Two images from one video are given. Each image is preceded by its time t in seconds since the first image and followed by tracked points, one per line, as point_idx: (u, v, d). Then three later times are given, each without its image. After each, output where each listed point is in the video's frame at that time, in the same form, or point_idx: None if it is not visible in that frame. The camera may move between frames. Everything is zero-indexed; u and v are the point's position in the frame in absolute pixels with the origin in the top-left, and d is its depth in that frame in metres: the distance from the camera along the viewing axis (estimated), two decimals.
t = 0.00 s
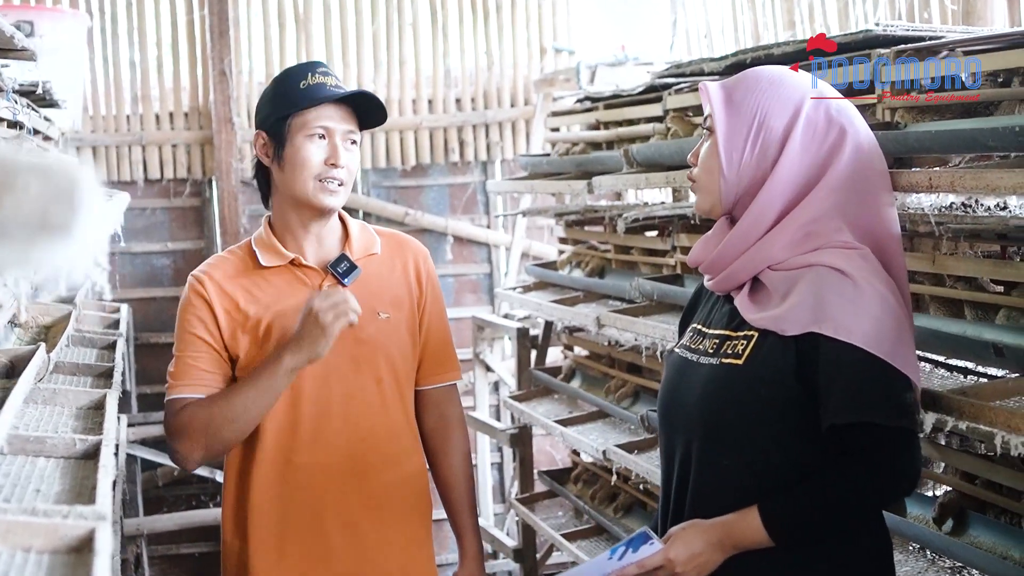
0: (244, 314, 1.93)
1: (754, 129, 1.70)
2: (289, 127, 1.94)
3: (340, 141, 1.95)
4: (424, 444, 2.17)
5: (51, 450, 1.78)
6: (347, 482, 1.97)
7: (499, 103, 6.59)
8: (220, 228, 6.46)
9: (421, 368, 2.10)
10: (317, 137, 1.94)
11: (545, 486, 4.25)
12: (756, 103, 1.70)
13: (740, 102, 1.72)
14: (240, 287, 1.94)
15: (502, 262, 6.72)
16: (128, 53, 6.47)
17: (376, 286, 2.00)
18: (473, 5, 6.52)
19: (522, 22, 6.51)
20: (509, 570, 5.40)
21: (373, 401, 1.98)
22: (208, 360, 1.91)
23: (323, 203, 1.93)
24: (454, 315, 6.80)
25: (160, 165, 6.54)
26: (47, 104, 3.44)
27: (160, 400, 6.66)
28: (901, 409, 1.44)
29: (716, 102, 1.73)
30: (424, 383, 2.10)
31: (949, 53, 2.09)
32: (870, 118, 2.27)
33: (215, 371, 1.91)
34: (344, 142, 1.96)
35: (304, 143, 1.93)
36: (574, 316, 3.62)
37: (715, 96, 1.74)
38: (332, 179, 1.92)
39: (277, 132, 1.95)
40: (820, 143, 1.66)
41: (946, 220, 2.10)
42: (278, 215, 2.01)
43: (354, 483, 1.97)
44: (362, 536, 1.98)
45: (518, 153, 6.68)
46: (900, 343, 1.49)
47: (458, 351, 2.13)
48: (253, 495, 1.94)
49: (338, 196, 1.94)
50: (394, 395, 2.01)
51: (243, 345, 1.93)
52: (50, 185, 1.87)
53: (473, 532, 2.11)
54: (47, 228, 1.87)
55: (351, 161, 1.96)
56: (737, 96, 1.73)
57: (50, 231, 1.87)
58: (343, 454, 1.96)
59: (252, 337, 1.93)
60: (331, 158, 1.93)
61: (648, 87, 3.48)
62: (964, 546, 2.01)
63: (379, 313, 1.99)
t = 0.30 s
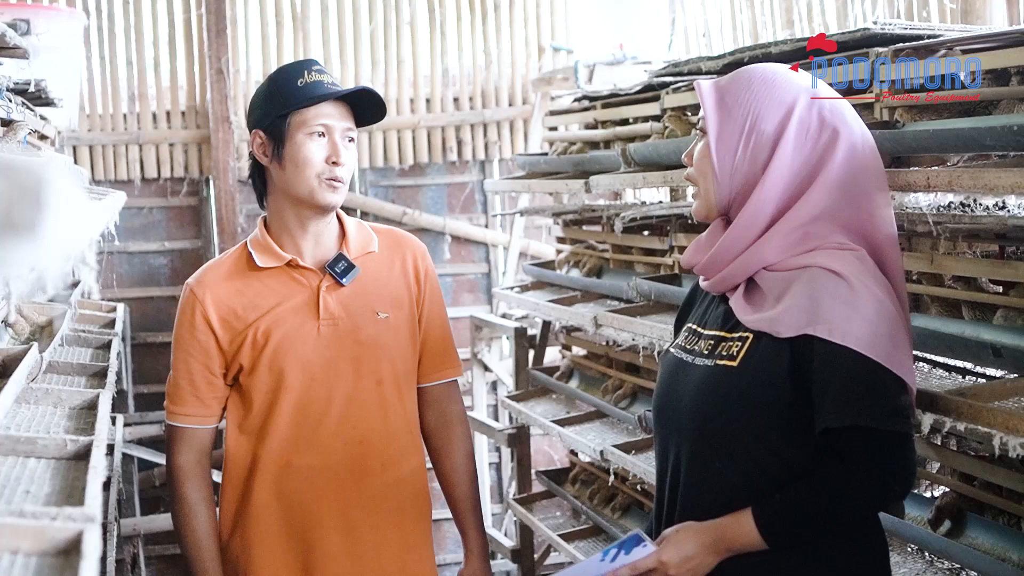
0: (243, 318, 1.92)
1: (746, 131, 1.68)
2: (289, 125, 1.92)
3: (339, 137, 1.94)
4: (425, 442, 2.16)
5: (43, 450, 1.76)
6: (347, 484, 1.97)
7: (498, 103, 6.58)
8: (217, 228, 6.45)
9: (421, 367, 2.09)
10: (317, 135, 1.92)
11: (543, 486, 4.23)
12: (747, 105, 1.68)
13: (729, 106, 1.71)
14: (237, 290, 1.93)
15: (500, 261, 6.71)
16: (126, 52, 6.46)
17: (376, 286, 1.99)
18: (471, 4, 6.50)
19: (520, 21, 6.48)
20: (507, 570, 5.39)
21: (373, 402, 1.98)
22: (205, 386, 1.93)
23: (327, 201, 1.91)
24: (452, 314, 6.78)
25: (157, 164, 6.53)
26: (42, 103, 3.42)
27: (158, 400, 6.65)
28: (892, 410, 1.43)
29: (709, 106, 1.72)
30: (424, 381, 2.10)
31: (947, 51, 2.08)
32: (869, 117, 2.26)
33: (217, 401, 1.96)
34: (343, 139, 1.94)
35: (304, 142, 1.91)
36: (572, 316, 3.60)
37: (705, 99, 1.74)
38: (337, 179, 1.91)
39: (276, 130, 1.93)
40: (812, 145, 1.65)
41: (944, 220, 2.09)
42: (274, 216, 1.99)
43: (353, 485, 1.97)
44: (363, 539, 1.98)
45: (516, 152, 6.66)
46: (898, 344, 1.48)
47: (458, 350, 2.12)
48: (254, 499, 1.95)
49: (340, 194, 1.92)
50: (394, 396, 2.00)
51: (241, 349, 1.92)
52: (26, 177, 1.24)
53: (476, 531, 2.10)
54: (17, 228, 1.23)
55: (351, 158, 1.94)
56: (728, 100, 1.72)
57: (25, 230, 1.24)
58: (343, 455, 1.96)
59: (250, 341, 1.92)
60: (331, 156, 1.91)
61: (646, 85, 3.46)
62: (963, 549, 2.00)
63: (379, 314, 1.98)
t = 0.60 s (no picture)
0: (237, 321, 1.92)
1: (750, 132, 1.67)
2: (270, 127, 1.92)
3: (322, 135, 1.91)
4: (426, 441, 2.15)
5: (40, 452, 1.75)
6: (342, 486, 1.96)
7: (499, 102, 6.56)
8: (217, 227, 6.44)
9: (420, 366, 2.07)
10: (300, 134, 1.90)
11: (544, 486, 4.22)
12: (752, 104, 1.67)
13: (734, 104, 1.69)
14: (232, 293, 1.92)
15: (501, 261, 6.69)
16: (126, 50, 6.45)
17: (372, 287, 1.97)
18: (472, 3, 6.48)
19: (522, 19, 6.47)
20: (508, 571, 5.38)
21: (368, 404, 1.97)
22: (202, 394, 1.96)
23: (314, 202, 1.89)
24: (453, 314, 6.77)
25: (157, 163, 6.52)
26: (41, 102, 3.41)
27: (159, 400, 6.64)
28: (895, 413, 1.41)
29: (711, 107, 1.71)
30: (427, 380, 2.08)
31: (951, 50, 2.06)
32: (872, 117, 2.25)
33: (207, 403, 1.97)
34: (327, 136, 1.92)
35: (286, 143, 1.90)
36: (573, 316, 3.59)
37: (708, 98, 1.72)
38: (320, 176, 1.89)
39: (260, 133, 1.93)
40: (817, 145, 1.63)
41: (948, 219, 2.07)
42: (271, 218, 1.98)
43: (348, 488, 1.97)
44: (360, 541, 1.98)
45: (517, 151, 6.65)
46: (901, 346, 1.46)
47: (459, 349, 2.10)
48: (250, 501, 1.95)
49: (327, 193, 1.90)
50: (391, 397, 1.98)
51: (236, 352, 1.92)
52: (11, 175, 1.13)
53: (476, 533, 2.08)
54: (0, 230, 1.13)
55: (337, 155, 1.92)
56: (730, 100, 1.70)
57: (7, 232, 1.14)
58: (338, 457, 1.95)
59: (245, 343, 1.92)
60: (314, 154, 1.89)
61: (648, 84, 3.45)
62: (966, 551, 1.99)
63: (374, 315, 1.96)
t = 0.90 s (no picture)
0: (224, 323, 1.93)
1: (751, 134, 1.66)
2: (256, 128, 1.91)
3: (309, 134, 1.91)
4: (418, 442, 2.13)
5: (37, 453, 1.74)
6: (331, 490, 1.96)
7: (498, 102, 6.55)
8: (215, 227, 6.45)
9: (411, 367, 2.06)
10: (285, 135, 1.90)
11: (543, 487, 4.21)
12: (751, 104, 1.66)
13: (733, 103, 1.68)
14: (219, 296, 1.94)
15: (500, 261, 6.69)
16: (124, 50, 6.44)
17: (359, 290, 1.97)
18: (471, 3, 6.48)
19: (520, 19, 6.45)
20: (506, 571, 5.37)
21: (356, 407, 1.97)
22: (200, 393, 1.96)
23: (302, 201, 1.89)
24: (452, 314, 6.76)
25: (155, 163, 6.52)
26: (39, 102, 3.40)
27: (157, 400, 6.64)
28: (903, 410, 1.41)
29: (710, 104, 1.69)
30: (418, 381, 2.06)
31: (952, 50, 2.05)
32: (872, 117, 2.25)
33: (208, 404, 1.97)
34: (313, 136, 1.92)
35: (272, 144, 1.89)
36: (572, 316, 3.58)
37: (706, 97, 1.70)
38: (308, 175, 1.89)
39: (245, 135, 1.93)
40: (816, 145, 1.63)
41: (947, 219, 2.07)
42: (261, 220, 1.98)
43: (335, 492, 1.96)
44: (347, 546, 1.97)
45: (516, 151, 6.64)
46: (899, 344, 1.47)
47: (453, 347, 2.08)
48: (236, 506, 1.95)
49: (315, 191, 1.90)
50: (380, 400, 1.98)
51: (223, 355, 1.93)
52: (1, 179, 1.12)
53: (470, 535, 2.07)
54: None
55: (323, 154, 1.92)
56: (730, 97, 1.69)
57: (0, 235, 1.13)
58: (325, 461, 1.95)
59: (232, 347, 1.93)
60: (301, 154, 1.89)
61: (647, 84, 3.44)
62: (966, 552, 1.98)
63: (360, 317, 1.96)
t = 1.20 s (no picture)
0: (220, 324, 1.93)
1: (751, 134, 1.66)
2: (250, 131, 1.91)
3: (302, 137, 1.92)
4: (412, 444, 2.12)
5: (40, 453, 1.74)
6: (328, 490, 1.96)
7: (499, 102, 6.55)
8: (216, 227, 6.46)
9: (406, 369, 2.06)
10: (279, 138, 1.90)
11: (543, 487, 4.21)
12: (748, 107, 1.66)
13: (730, 104, 1.67)
14: (216, 298, 1.94)
15: (501, 261, 6.69)
16: (125, 50, 6.44)
17: (356, 291, 1.97)
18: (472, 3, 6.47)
19: (521, 19, 6.45)
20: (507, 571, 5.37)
21: (353, 408, 1.97)
22: (196, 396, 1.96)
23: (298, 201, 1.90)
24: (453, 314, 6.77)
25: (156, 163, 6.52)
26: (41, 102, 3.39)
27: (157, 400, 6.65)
28: (914, 405, 1.41)
29: (707, 107, 1.68)
30: (411, 381, 2.06)
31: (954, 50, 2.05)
32: (874, 117, 2.26)
33: (205, 406, 1.97)
34: (307, 138, 1.92)
35: (267, 147, 1.89)
36: (573, 316, 3.58)
37: (703, 99, 1.70)
38: (303, 176, 1.89)
39: (238, 138, 1.93)
40: (814, 148, 1.64)
41: (950, 220, 2.08)
42: (255, 222, 1.98)
43: (332, 493, 1.96)
44: (345, 547, 1.97)
45: (517, 152, 6.64)
46: (906, 339, 1.47)
47: (446, 346, 2.07)
48: (233, 507, 1.95)
49: (311, 192, 1.90)
50: (376, 401, 1.98)
51: (220, 357, 1.94)
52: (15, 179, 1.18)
53: (458, 536, 2.07)
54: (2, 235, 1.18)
55: (317, 156, 1.92)
56: (727, 98, 1.68)
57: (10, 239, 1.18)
58: (322, 462, 1.95)
59: (230, 348, 1.93)
60: (295, 157, 1.89)
61: (648, 84, 3.44)
62: (968, 552, 1.98)
63: (357, 318, 1.96)
